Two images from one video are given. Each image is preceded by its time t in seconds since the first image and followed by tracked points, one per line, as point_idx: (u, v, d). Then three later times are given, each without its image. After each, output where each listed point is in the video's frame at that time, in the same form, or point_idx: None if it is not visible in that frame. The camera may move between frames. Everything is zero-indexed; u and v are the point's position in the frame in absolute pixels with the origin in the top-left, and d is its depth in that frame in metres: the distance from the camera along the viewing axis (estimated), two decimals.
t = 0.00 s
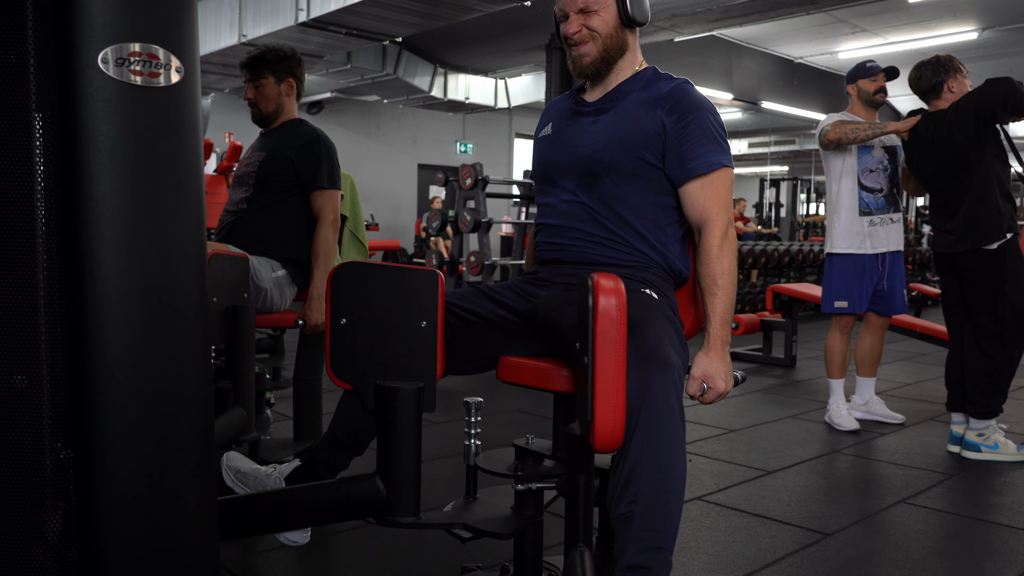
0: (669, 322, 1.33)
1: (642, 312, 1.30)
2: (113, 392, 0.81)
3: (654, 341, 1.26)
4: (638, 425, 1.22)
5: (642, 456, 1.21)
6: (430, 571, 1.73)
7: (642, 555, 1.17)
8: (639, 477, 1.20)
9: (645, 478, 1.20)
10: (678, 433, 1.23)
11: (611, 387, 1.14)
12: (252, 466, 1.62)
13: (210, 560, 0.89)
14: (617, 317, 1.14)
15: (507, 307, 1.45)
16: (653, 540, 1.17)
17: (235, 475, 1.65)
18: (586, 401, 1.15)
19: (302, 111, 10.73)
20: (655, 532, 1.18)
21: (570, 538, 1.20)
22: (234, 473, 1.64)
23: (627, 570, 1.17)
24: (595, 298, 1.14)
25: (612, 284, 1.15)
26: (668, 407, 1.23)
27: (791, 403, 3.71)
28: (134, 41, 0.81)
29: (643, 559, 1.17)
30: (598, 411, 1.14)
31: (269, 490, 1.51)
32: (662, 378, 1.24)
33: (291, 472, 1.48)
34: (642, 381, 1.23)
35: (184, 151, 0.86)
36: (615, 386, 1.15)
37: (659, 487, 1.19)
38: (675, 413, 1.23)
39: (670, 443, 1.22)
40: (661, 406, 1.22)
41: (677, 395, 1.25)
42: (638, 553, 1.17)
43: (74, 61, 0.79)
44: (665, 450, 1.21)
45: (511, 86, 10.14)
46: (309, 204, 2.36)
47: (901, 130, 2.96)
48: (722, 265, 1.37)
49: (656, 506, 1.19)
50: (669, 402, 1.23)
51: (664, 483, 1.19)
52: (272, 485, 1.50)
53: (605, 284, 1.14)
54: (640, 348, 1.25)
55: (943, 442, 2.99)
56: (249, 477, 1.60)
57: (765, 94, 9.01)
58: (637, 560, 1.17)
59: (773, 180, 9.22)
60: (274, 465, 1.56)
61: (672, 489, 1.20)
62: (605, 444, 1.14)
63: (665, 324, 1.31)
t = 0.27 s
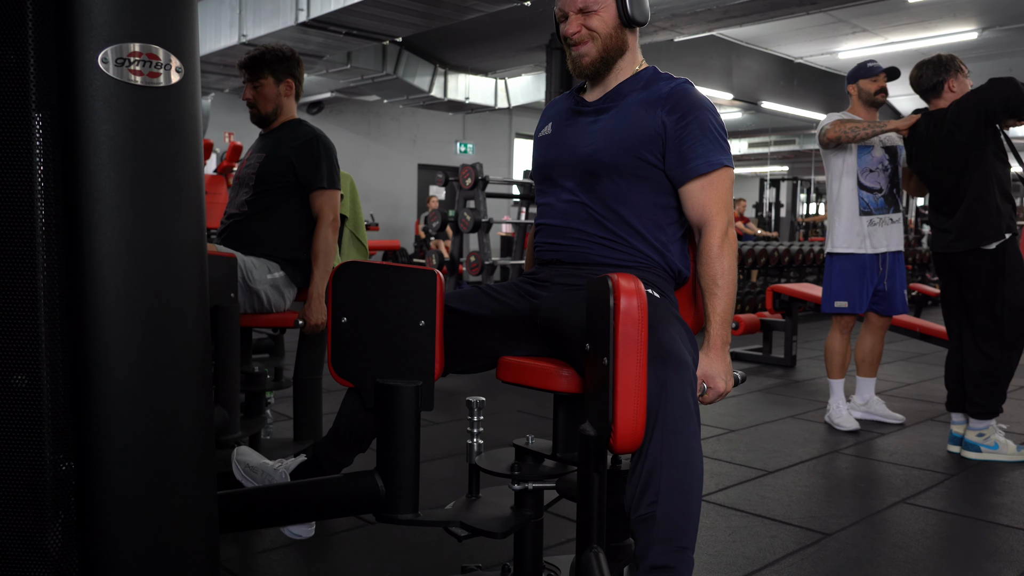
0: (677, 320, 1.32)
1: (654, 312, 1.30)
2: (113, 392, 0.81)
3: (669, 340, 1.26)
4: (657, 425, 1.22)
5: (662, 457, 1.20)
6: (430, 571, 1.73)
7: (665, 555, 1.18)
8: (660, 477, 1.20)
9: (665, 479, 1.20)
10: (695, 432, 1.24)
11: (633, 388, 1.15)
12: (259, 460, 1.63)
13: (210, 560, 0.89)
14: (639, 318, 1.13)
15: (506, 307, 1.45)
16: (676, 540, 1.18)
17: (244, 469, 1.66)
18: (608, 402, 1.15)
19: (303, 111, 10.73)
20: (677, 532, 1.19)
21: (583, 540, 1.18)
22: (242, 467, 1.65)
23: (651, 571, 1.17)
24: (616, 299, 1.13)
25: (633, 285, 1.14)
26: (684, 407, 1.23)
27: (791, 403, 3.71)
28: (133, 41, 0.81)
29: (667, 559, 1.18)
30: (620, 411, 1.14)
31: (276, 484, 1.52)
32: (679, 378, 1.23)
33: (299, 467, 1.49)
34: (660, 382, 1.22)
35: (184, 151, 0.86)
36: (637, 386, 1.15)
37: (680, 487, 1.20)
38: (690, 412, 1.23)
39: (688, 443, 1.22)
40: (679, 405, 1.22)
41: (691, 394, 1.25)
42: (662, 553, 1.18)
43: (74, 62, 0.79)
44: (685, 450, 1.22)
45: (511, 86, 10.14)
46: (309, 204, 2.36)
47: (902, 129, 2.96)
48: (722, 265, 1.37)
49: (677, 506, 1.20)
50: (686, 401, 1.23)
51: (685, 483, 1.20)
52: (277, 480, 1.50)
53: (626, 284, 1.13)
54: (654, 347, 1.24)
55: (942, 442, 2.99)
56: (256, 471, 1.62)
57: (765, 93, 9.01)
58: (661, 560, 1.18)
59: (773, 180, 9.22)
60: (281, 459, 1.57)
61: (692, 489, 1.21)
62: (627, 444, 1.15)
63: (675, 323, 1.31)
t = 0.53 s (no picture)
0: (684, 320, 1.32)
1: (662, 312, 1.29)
2: (113, 392, 0.81)
3: (678, 340, 1.25)
4: (667, 425, 1.22)
5: (673, 457, 1.21)
6: (430, 571, 1.73)
7: (678, 555, 1.19)
8: (671, 477, 1.21)
9: (677, 478, 1.21)
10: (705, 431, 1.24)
11: (644, 390, 1.13)
12: (264, 456, 1.61)
13: (209, 561, 0.89)
14: (651, 318, 1.12)
15: (507, 307, 1.46)
16: (687, 539, 1.20)
17: (249, 467, 1.65)
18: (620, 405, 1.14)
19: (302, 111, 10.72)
20: (689, 532, 1.20)
21: (591, 539, 1.18)
22: (248, 464, 1.64)
23: (665, 570, 1.19)
24: (628, 299, 1.12)
25: (645, 285, 1.13)
26: (694, 407, 1.23)
27: (791, 403, 3.71)
28: (133, 41, 0.81)
29: (679, 559, 1.19)
30: (632, 413, 1.13)
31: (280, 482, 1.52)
32: (688, 378, 1.23)
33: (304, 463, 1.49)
34: (671, 381, 1.22)
35: (184, 151, 0.86)
36: (648, 388, 1.14)
37: (691, 487, 1.21)
38: (700, 412, 1.23)
39: (699, 443, 1.22)
40: (688, 405, 1.22)
41: (700, 394, 1.25)
42: (674, 553, 1.20)
43: (74, 61, 0.79)
44: (695, 449, 1.22)
45: (511, 86, 10.14)
46: (309, 204, 2.36)
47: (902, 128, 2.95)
48: (722, 265, 1.37)
49: (688, 506, 1.20)
50: (695, 401, 1.23)
51: (696, 483, 1.21)
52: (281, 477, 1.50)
53: (637, 285, 1.12)
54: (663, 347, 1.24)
55: (942, 442, 2.99)
56: (261, 467, 1.61)
57: (765, 94, 9.01)
58: (674, 560, 1.19)
59: (773, 180, 9.22)
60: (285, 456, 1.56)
61: (702, 488, 1.21)
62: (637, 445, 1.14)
63: (681, 323, 1.30)
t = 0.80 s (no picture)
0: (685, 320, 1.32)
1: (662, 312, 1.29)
2: (113, 393, 0.81)
3: (679, 340, 1.25)
4: (668, 424, 1.22)
5: (674, 457, 1.21)
6: (430, 571, 1.73)
7: (679, 555, 1.19)
8: (672, 477, 1.21)
9: (678, 478, 1.20)
10: (705, 431, 1.24)
11: (645, 390, 1.13)
12: (264, 457, 1.62)
13: (209, 560, 0.89)
14: (652, 319, 1.12)
15: (506, 308, 1.46)
16: (689, 539, 1.19)
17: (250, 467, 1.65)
18: (621, 404, 1.14)
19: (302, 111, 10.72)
20: (690, 532, 1.20)
21: (592, 539, 1.18)
22: (249, 464, 1.63)
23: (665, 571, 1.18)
24: (629, 299, 1.12)
25: (646, 285, 1.12)
26: (694, 407, 1.23)
27: (791, 403, 3.71)
28: (133, 41, 0.81)
29: (681, 559, 1.19)
30: (632, 413, 1.13)
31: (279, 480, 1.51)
32: (689, 378, 1.23)
33: (304, 463, 1.49)
34: (672, 382, 1.22)
35: (184, 151, 0.86)
36: (649, 388, 1.14)
37: (692, 487, 1.21)
38: (700, 412, 1.24)
39: (700, 443, 1.22)
40: (688, 405, 1.22)
41: (700, 394, 1.25)
42: (676, 553, 1.19)
43: (74, 61, 0.79)
44: (696, 449, 1.22)
45: (511, 86, 10.14)
46: (310, 204, 2.36)
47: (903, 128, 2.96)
48: (722, 265, 1.37)
49: (689, 506, 1.20)
50: (695, 401, 1.23)
51: (696, 483, 1.21)
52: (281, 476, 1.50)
53: (638, 285, 1.12)
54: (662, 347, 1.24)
55: (943, 442, 2.99)
56: (261, 467, 1.61)
57: (765, 94, 9.01)
58: (675, 560, 1.19)
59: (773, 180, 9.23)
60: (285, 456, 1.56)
61: (702, 489, 1.21)
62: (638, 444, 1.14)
63: (681, 323, 1.30)
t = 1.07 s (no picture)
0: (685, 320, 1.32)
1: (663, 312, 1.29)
2: (113, 393, 0.81)
3: (679, 340, 1.25)
4: (668, 425, 1.22)
5: (674, 456, 1.21)
6: (429, 570, 1.73)
7: (678, 554, 1.19)
8: (672, 477, 1.21)
9: (677, 478, 1.20)
10: (705, 432, 1.24)
11: (645, 389, 1.13)
12: (264, 456, 1.62)
13: (209, 560, 0.89)
14: (652, 319, 1.12)
15: (506, 307, 1.46)
16: (688, 539, 1.19)
17: (250, 466, 1.64)
18: (621, 404, 1.14)
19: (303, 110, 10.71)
20: (689, 532, 1.20)
21: (592, 539, 1.18)
22: (249, 464, 1.63)
23: (665, 571, 1.18)
24: (629, 299, 1.12)
25: (646, 285, 1.13)
26: (694, 408, 1.23)
27: (791, 403, 3.71)
28: (133, 41, 0.81)
29: (680, 557, 1.19)
30: (633, 412, 1.13)
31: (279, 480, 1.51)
32: (688, 378, 1.23)
33: (304, 463, 1.49)
34: (672, 382, 1.22)
35: (185, 151, 0.85)
36: (650, 387, 1.14)
37: (692, 487, 1.21)
38: (700, 412, 1.24)
39: (699, 443, 1.22)
40: (688, 405, 1.22)
41: (700, 394, 1.25)
42: (675, 553, 1.19)
43: (74, 61, 0.79)
44: (695, 450, 1.22)
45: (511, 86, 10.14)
46: (310, 204, 2.36)
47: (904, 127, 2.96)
48: (722, 265, 1.37)
49: (689, 505, 1.20)
50: (695, 401, 1.23)
51: (696, 483, 1.21)
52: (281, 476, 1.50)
53: (638, 285, 1.12)
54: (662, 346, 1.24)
55: (942, 442, 2.99)
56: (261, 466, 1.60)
57: (765, 94, 9.01)
58: (675, 560, 1.19)
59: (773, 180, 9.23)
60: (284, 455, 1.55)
61: (702, 488, 1.21)
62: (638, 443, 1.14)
63: (682, 323, 1.30)
